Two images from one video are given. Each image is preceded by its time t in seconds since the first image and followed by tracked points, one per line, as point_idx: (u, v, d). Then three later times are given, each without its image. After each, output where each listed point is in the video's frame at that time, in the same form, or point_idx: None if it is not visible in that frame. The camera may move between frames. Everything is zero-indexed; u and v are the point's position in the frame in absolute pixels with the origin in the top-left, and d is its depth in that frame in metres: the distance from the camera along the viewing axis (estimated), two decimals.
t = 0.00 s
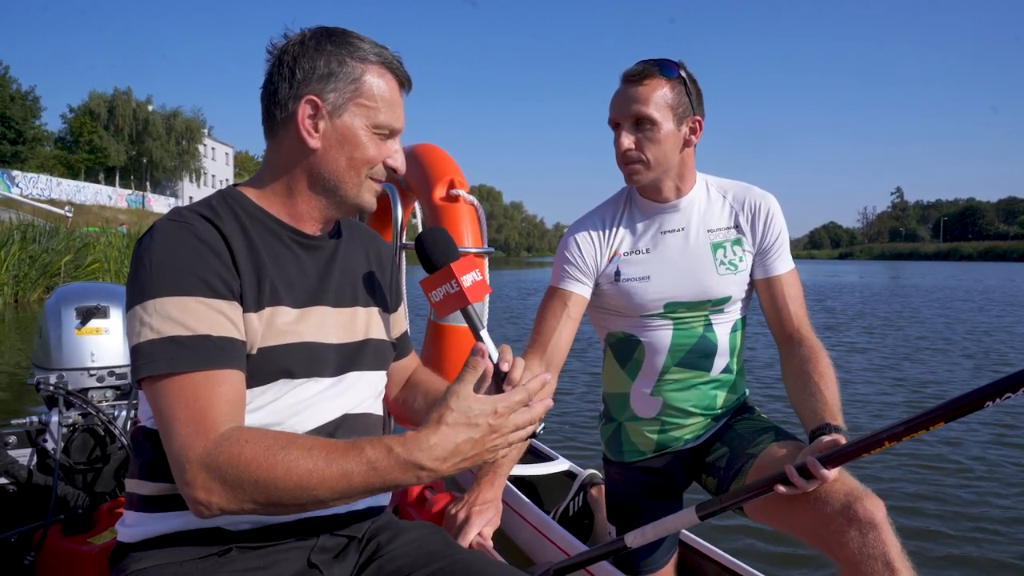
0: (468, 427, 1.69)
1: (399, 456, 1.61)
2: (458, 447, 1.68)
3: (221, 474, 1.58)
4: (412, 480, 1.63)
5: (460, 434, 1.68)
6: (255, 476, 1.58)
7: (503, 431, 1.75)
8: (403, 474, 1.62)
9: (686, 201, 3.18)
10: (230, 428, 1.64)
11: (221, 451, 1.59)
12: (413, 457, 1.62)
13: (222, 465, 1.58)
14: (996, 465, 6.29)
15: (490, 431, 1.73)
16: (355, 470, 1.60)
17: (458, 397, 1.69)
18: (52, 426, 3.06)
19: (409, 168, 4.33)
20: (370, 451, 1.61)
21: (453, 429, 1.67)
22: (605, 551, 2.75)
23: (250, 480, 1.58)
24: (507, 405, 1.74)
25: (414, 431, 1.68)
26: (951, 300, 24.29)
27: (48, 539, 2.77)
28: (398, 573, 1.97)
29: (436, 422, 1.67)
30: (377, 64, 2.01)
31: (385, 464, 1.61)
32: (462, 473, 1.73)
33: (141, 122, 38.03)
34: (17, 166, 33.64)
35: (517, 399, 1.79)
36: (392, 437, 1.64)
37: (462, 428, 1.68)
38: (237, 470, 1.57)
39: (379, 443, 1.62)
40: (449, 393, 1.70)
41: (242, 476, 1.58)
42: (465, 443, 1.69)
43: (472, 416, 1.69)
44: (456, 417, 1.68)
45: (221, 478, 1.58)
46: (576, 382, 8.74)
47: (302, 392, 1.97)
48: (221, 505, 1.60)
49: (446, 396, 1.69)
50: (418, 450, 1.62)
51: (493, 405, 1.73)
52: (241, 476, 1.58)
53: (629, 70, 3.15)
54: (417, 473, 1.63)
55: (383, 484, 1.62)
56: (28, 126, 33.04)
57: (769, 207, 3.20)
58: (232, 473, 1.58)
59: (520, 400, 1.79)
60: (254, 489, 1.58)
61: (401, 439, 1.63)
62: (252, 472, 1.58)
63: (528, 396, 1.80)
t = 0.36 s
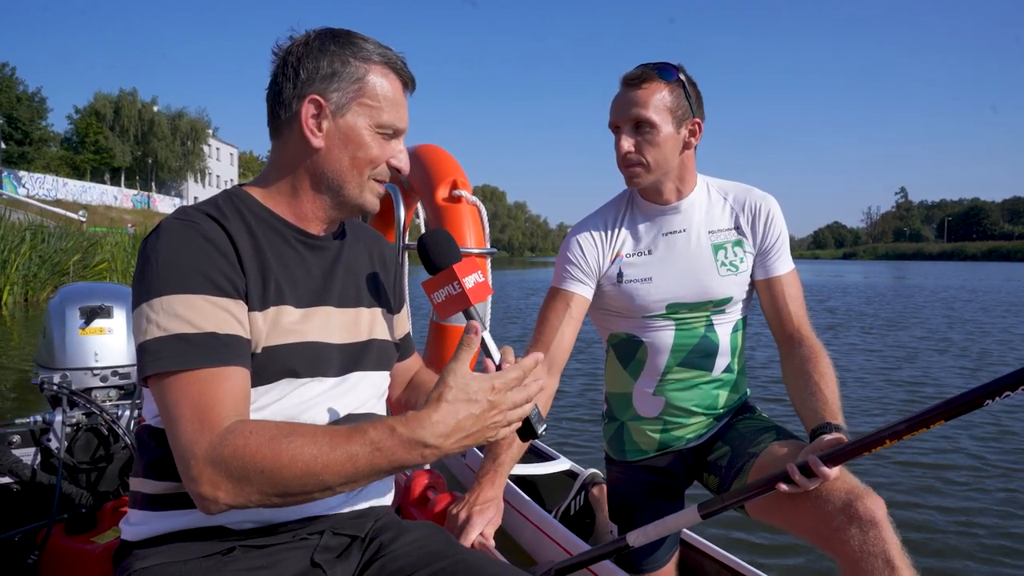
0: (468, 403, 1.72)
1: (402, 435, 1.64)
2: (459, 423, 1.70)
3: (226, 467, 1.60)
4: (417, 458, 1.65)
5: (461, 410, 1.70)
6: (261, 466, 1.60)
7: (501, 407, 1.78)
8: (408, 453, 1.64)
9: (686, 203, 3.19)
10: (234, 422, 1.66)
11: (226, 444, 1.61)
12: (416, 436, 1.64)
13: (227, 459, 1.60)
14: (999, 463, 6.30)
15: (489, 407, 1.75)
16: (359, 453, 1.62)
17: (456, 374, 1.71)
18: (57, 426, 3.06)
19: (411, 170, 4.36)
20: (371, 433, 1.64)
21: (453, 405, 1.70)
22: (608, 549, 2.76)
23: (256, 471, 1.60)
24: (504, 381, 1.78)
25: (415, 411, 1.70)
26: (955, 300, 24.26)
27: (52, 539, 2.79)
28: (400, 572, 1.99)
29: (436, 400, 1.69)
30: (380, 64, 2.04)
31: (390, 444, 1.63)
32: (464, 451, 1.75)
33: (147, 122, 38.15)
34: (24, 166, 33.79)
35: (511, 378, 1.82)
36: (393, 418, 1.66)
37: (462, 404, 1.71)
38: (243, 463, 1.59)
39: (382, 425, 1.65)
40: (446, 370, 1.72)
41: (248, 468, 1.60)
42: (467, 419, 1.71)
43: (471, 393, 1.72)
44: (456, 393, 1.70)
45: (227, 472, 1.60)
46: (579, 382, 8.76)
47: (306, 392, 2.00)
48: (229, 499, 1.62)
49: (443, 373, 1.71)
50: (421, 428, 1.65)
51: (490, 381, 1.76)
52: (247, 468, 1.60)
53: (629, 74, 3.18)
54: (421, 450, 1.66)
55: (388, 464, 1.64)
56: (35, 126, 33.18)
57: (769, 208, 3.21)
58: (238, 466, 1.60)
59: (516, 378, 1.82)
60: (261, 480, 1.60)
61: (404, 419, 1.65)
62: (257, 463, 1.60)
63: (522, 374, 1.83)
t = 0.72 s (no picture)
0: (474, 412, 1.68)
1: (403, 443, 1.61)
2: (463, 432, 1.67)
3: (227, 466, 1.60)
4: (417, 466, 1.63)
5: (465, 419, 1.66)
6: (261, 467, 1.59)
7: (511, 415, 1.74)
8: (408, 461, 1.62)
9: (689, 202, 3.20)
10: (237, 421, 1.67)
11: (227, 444, 1.61)
12: (417, 445, 1.62)
13: (228, 458, 1.60)
14: (1002, 463, 6.30)
15: (496, 415, 1.71)
16: (359, 459, 1.60)
17: (463, 380, 1.68)
18: (62, 425, 3.11)
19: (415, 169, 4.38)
20: (372, 440, 1.62)
21: (458, 414, 1.66)
22: (611, 548, 2.78)
23: (256, 473, 1.59)
24: (514, 387, 1.73)
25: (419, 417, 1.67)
26: (961, 300, 24.20)
27: (56, 538, 2.82)
28: (404, 571, 2.01)
29: (440, 408, 1.66)
30: (388, 64, 2.06)
31: (390, 452, 1.61)
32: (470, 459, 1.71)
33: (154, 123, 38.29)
34: (32, 167, 33.95)
35: (524, 382, 1.77)
36: (396, 425, 1.64)
37: (468, 413, 1.67)
38: (243, 463, 1.59)
39: (383, 432, 1.63)
40: (453, 376, 1.68)
41: (248, 469, 1.59)
42: (471, 428, 1.67)
43: (477, 401, 1.68)
44: (461, 401, 1.66)
45: (227, 471, 1.60)
46: (583, 381, 8.77)
47: (311, 390, 2.02)
48: (231, 499, 1.62)
49: (451, 380, 1.68)
50: (423, 437, 1.62)
51: (499, 389, 1.71)
52: (247, 469, 1.59)
53: (633, 74, 3.19)
54: (421, 460, 1.63)
55: (389, 472, 1.62)
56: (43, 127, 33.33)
57: (771, 207, 3.22)
58: (239, 466, 1.59)
59: (529, 382, 1.77)
60: (261, 481, 1.60)
61: (406, 426, 1.63)
62: (257, 464, 1.59)
63: (535, 379, 1.78)
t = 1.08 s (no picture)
0: (465, 408, 1.65)
1: (393, 442, 1.59)
2: (455, 429, 1.64)
3: (218, 469, 1.60)
4: (409, 465, 1.61)
5: (457, 416, 1.63)
6: (251, 469, 1.58)
7: (503, 410, 1.70)
8: (399, 460, 1.60)
9: (690, 201, 3.19)
10: (230, 423, 1.66)
11: (217, 447, 1.60)
12: (407, 443, 1.60)
13: (220, 460, 1.60)
14: (1005, 462, 6.29)
15: (488, 411, 1.68)
16: (349, 460, 1.59)
17: (453, 377, 1.65)
18: (62, 424, 3.11)
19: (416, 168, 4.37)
20: (363, 439, 1.60)
21: (449, 411, 1.63)
22: (611, 548, 2.76)
23: (248, 475, 1.59)
24: (505, 383, 1.70)
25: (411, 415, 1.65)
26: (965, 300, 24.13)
27: (56, 537, 2.82)
28: (403, 572, 1.99)
29: (431, 405, 1.63)
30: (386, 61, 2.05)
31: (381, 451, 1.59)
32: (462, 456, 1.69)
33: (159, 123, 38.39)
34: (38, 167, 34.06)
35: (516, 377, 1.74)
36: (386, 424, 1.62)
37: (459, 409, 1.64)
38: (235, 465, 1.59)
39: (374, 431, 1.61)
40: (443, 373, 1.65)
41: (239, 471, 1.59)
42: (462, 425, 1.64)
43: (469, 397, 1.65)
44: (452, 399, 1.64)
45: (219, 474, 1.60)
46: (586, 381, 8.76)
47: (310, 389, 2.01)
48: (223, 501, 1.62)
49: (441, 378, 1.65)
50: (413, 435, 1.60)
51: (490, 385, 1.68)
52: (239, 471, 1.59)
53: (635, 72, 3.18)
54: (413, 458, 1.61)
55: (379, 471, 1.60)
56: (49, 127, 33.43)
57: (773, 205, 3.21)
58: (230, 468, 1.59)
59: (521, 377, 1.74)
60: (251, 484, 1.59)
61: (396, 425, 1.61)
62: (249, 466, 1.59)
63: (528, 374, 1.74)
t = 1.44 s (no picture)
0: (471, 405, 1.65)
1: (400, 436, 1.59)
2: (461, 426, 1.64)
3: (223, 465, 1.59)
4: (416, 460, 1.61)
5: (463, 412, 1.64)
6: (257, 465, 1.58)
7: (509, 408, 1.70)
8: (406, 455, 1.60)
9: (689, 201, 3.18)
10: (233, 420, 1.66)
11: (222, 443, 1.59)
12: (415, 437, 1.60)
13: (225, 456, 1.59)
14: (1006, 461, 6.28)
15: (494, 408, 1.68)
16: (356, 454, 1.59)
17: (460, 374, 1.65)
18: (61, 424, 3.11)
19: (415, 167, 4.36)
20: (371, 434, 1.60)
21: (455, 407, 1.63)
22: (609, 548, 2.76)
23: (253, 470, 1.58)
24: (510, 381, 1.69)
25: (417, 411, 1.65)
26: (967, 300, 24.10)
27: (55, 537, 2.81)
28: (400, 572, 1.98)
29: (437, 401, 1.63)
30: (385, 61, 2.04)
31: (387, 446, 1.59)
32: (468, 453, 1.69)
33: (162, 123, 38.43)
34: (41, 167, 34.09)
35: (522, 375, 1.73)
36: (393, 419, 1.62)
37: (465, 406, 1.64)
38: (241, 461, 1.58)
39: (380, 427, 1.61)
40: (449, 369, 1.66)
41: (244, 468, 1.58)
42: (468, 421, 1.65)
43: (474, 394, 1.65)
44: (458, 394, 1.64)
45: (225, 470, 1.59)
46: (586, 381, 8.76)
47: (309, 390, 2.01)
48: (228, 498, 1.61)
49: (447, 373, 1.65)
50: (419, 430, 1.60)
51: (496, 382, 1.68)
52: (244, 467, 1.58)
53: (635, 72, 3.17)
54: (419, 453, 1.61)
55: (386, 467, 1.60)
56: (53, 128, 33.48)
57: (771, 205, 3.20)
58: (236, 464, 1.58)
59: (528, 376, 1.74)
60: (257, 479, 1.59)
61: (403, 419, 1.61)
62: (254, 461, 1.58)
63: (534, 373, 1.74)
